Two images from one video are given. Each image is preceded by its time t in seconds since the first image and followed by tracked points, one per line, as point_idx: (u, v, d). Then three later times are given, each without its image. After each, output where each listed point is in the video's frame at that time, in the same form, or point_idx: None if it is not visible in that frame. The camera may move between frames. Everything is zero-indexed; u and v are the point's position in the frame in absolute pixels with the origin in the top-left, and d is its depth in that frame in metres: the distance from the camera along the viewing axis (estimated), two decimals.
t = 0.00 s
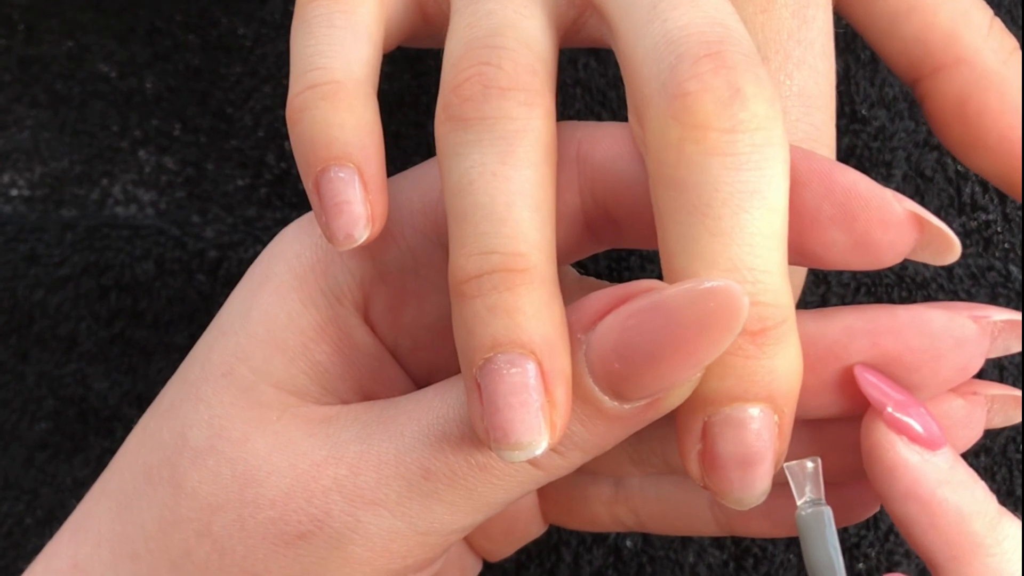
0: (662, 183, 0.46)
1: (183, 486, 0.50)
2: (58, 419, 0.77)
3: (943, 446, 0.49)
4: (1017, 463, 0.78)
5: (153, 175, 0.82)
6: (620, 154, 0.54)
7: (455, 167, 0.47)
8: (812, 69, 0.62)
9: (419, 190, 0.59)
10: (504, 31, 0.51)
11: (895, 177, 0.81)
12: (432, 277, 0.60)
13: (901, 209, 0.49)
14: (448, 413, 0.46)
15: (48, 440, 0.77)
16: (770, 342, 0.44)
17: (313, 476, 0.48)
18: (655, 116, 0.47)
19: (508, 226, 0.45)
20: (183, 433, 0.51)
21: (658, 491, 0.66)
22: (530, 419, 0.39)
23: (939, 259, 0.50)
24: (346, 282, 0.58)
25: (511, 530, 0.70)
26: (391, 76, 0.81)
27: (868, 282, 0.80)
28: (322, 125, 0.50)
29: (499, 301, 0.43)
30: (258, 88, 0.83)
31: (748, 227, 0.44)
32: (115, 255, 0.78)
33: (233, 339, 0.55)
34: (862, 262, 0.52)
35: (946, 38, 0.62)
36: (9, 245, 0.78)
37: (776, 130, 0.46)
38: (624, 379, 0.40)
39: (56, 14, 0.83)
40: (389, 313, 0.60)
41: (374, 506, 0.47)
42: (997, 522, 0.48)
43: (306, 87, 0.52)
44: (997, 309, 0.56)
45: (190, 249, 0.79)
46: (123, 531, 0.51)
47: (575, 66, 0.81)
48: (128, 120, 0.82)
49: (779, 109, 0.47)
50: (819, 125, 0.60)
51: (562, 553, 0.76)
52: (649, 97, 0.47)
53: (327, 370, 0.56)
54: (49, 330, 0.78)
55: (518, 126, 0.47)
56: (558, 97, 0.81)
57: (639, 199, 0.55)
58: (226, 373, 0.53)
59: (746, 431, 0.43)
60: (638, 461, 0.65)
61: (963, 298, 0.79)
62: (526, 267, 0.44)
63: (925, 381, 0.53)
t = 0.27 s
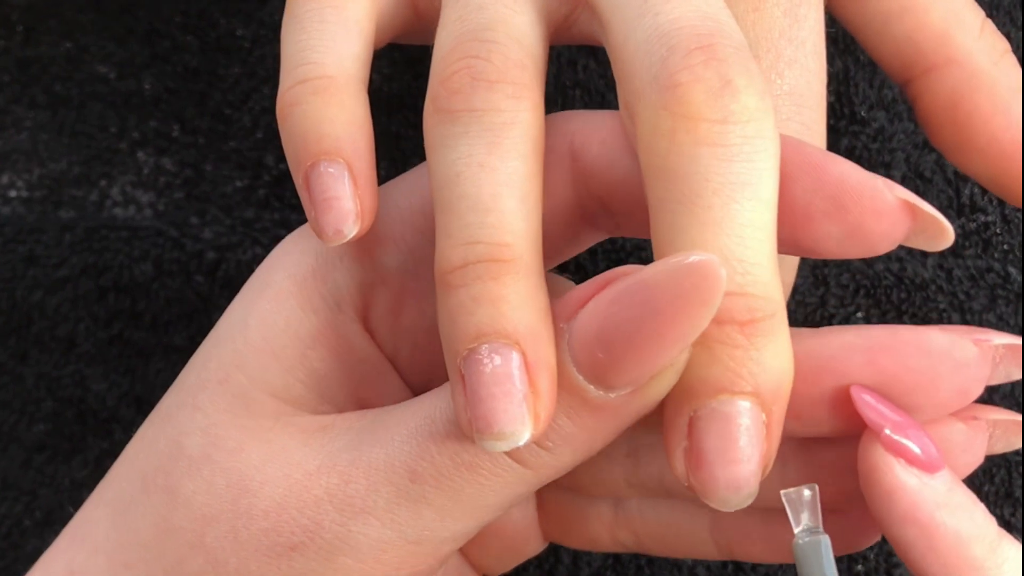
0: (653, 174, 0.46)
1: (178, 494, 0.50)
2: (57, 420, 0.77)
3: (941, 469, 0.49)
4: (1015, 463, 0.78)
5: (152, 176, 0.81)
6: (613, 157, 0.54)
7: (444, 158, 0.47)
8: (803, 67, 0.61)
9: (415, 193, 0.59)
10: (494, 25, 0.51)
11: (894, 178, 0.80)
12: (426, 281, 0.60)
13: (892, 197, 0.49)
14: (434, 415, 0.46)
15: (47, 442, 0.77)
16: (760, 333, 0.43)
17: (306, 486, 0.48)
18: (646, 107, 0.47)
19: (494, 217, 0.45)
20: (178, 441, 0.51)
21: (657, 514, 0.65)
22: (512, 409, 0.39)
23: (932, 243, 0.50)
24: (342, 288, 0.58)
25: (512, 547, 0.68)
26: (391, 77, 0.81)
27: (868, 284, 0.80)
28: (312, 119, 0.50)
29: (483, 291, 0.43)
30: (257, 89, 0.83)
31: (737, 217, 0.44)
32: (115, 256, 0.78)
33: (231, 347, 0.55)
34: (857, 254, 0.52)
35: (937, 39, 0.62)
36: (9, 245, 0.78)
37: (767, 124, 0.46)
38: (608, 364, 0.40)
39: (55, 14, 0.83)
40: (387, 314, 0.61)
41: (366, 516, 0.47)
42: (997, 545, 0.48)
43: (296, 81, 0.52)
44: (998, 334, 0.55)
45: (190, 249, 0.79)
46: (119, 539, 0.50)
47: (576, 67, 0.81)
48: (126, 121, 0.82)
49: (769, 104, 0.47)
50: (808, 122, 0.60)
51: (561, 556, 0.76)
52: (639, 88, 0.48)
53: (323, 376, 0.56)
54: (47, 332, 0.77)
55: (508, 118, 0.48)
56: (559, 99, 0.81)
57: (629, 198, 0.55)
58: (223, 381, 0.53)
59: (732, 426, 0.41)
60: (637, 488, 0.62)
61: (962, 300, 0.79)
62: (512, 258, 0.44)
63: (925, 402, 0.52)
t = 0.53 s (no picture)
0: (649, 169, 0.47)
1: (176, 493, 0.50)
2: (57, 419, 0.77)
3: (958, 502, 0.46)
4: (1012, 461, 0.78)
5: (153, 176, 0.82)
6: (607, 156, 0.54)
7: (441, 152, 0.48)
8: (800, 63, 0.62)
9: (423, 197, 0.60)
10: (492, 21, 0.51)
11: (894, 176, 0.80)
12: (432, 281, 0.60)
13: (877, 189, 0.49)
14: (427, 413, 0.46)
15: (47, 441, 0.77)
16: (756, 324, 0.43)
17: (302, 487, 0.48)
18: (642, 103, 0.47)
19: (491, 210, 0.45)
20: (181, 441, 0.52)
21: (668, 548, 0.63)
22: (504, 397, 0.39)
23: (918, 239, 0.50)
24: (356, 290, 0.58)
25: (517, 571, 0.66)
26: (390, 76, 0.81)
27: (868, 283, 0.80)
28: (309, 111, 0.50)
29: (479, 281, 0.43)
30: (258, 88, 0.83)
31: (733, 212, 0.44)
32: (115, 255, 0.78)
33: (242, 346, 0.56)
34: (844, 246, 0.52)
35: (936, 36, 0.62)
36: (9, 245, 0.78)
37: (765, 121, 0.46)
38: (600, 353, 0.40)
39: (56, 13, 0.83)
40: (400, 318, 0.60)
41: (356, 516, 0.47)
42: None
43: (294, 73, 0.53)
44: None
45: (189, 252, 0.79)
46: (120, 538, 0.51)
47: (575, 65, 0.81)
48: (127, 121, 0.82)
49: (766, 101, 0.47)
50: (805, 118, 0.60)
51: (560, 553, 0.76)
52: (635, 83, 0.48)
53: (326, 378, 0.56)
54: (48, 331, 0.78)
55: (506, 113, 0.48)
56: (559, 98, 0.81)
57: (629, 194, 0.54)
58: (228, 380, 0.54)
59: (731, 417, 0.40)
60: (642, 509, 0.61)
61: (962, 298, 0.80)
62: (508, 248, 0.44)
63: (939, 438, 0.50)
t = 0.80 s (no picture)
0: (649, 175, 0.46)
1: (177, 496, 0.50)
2: (56, 420, 0.76)
3: (945, 481, 0.48)
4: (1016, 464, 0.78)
5: (153, 176, 0.81)
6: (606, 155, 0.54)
7: (441, 159, 0.48)
8: (800, 61, 0.61)
9: (411, 196, 0.59)
10: (491, 24, 0.51)
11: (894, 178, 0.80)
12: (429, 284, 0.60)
13: (885, 193, 0.49)
14: (430, 418, 0.46)
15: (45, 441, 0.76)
16: (758, 331, 0.43)
17: (304, 490, 0.48)
18: (641, 107, 0.47)
19: (492, 217, 0.45)
20: (179, 444, 0.52)
21: (665, 526, 0.64)
22: (508, 406, 0.39)
23: (926, 241, 0.50)
24: (348, 293, 0.58)
25: (514, 552, 0.67)
26: (390, 76, 0.81)
27: (868, 283, 0.80)
28: (308, 110, 0.50)
29: (481, 289, 0.43)
30: (257, 89, 0.83)
31: (734, 218, 0.44)
32: (115, 256, 0.78)
33: (235, 349, 0.55)
34: (850, 249, 0.52)
35: (937, 31, 0.62)
36: (9, 245, 0.78)
37: (762, 124, 0.46)
38: (605, 363, 0.40)
39: (56, 15, 0.83)
40: (391, 319, 0.60)
41: (361, 519, 0.47)
42: (1000, 561, 0.47)
43: (292, 73, 0.53)
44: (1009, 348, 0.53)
45: (189, 254, 0.79)
46: (121, 540, 0.51)
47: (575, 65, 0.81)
48: (127, 121, 0.82)
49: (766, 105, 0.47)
50: (806, 115, 0.60)
51: (561, 555, 0.76)
52: (634, 88, 0.48)
53: (322, 381, 0.56)
54: (48, 331, 0.77)
55: (505, 118, 0.48)
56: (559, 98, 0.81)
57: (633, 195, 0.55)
58: (224, 384, 0.53)
59: (732, 422, 0.40)
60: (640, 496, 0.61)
61: (962, 299, 0.79)
62: (510, 257, 0.44)
63: (931, 417, 0.51)
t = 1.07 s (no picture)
0: (650, 175, 0.46)
1: (181, 496, 0.50)
2: (57, 419, 0.76)
3: (936, 459, 0.48)
4: (1017, 463, 0.78)
5: (153, 176, 0.81)
6: (607, 150, 0.54)
7: (443, 160, 0.47)
8: (802, 54, 0.61)
9: (410, 188, 0.58)
10: (492, 21, 0.51)
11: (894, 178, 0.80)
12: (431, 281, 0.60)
13: (889, 189, 0.50)
14: (437, 416, 0.46)
15: (46, 442, 0.76)
16: (760, 330, 0.44)
17: (310, 487, 0.48)
18: (642, 106, 0.47)
19: (494, 218, 0.45)
20: (181, 443, 0.52)
21: (659, 500, 0.65)
22: (514, 408, 0.40)
23: (929, 233, 0.51)
24: (346, 292, 0.57)
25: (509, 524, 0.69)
26: (391, 76, 0.81)
27: (868, 283, 0.79)
28: (308, 106, 0.50)
29: (485, 292, 0.43)
30: (258, 88, 0.83)
31: (735, 220, 0.44)
32: (116, 256, 0.78)
33: (233, 347, 0.55)
34: (853, 243, 0.52)
35: (940, 26, 0.61)
36: (9, 245, 0.78)
37: (764, 122, 0.46)
38: (609, 367, 0.41)
39: (56, 14, 0.83)
40: (388, 318, 0.60)
41: (369, 515, 0.47)
42: (988, 539, 0.46)
43: (293, 69, 0.53)
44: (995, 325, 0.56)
45: (190, 253, 0.79)
46: (124, 539, 0.51)
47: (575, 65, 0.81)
48: (127, 120, 0.82)
49: (768, 103, 0.47)
50: (807, 109, 0.60)
51: (561, 555, 0.76)
52: (636, 87, 0.48)
53: (323, 379, 0.56)
54: (49, 332, 0.77)
55: (507, 117, 0.48)
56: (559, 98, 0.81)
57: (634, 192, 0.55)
58: (224, 383, 0.53)
59: (733, 422, 0.42)
60: (636, 472, 0.64)
61: (963, 299, 0.79)
62: (513, 259, 0.44)
63: (923, 394, 0.53)
